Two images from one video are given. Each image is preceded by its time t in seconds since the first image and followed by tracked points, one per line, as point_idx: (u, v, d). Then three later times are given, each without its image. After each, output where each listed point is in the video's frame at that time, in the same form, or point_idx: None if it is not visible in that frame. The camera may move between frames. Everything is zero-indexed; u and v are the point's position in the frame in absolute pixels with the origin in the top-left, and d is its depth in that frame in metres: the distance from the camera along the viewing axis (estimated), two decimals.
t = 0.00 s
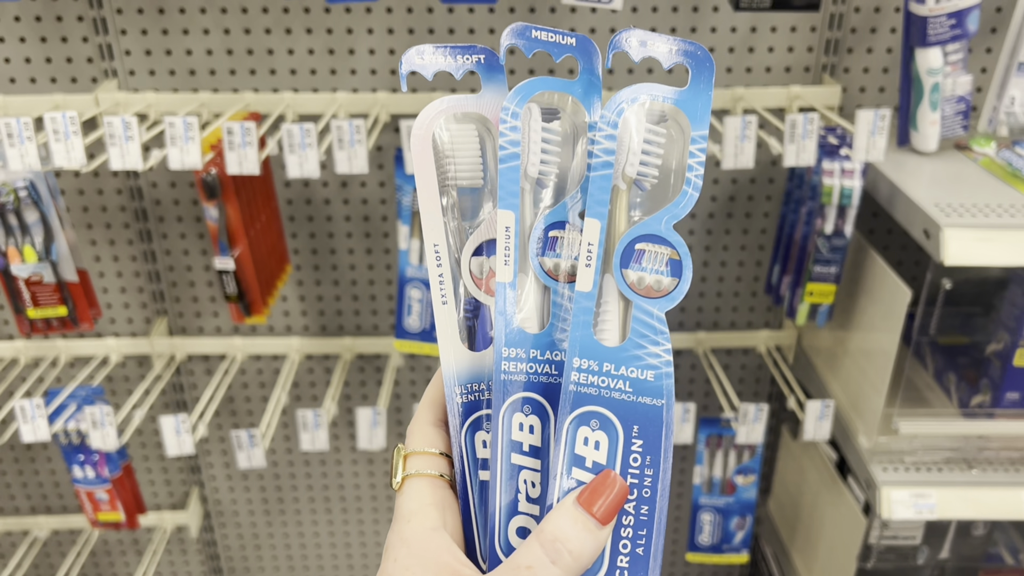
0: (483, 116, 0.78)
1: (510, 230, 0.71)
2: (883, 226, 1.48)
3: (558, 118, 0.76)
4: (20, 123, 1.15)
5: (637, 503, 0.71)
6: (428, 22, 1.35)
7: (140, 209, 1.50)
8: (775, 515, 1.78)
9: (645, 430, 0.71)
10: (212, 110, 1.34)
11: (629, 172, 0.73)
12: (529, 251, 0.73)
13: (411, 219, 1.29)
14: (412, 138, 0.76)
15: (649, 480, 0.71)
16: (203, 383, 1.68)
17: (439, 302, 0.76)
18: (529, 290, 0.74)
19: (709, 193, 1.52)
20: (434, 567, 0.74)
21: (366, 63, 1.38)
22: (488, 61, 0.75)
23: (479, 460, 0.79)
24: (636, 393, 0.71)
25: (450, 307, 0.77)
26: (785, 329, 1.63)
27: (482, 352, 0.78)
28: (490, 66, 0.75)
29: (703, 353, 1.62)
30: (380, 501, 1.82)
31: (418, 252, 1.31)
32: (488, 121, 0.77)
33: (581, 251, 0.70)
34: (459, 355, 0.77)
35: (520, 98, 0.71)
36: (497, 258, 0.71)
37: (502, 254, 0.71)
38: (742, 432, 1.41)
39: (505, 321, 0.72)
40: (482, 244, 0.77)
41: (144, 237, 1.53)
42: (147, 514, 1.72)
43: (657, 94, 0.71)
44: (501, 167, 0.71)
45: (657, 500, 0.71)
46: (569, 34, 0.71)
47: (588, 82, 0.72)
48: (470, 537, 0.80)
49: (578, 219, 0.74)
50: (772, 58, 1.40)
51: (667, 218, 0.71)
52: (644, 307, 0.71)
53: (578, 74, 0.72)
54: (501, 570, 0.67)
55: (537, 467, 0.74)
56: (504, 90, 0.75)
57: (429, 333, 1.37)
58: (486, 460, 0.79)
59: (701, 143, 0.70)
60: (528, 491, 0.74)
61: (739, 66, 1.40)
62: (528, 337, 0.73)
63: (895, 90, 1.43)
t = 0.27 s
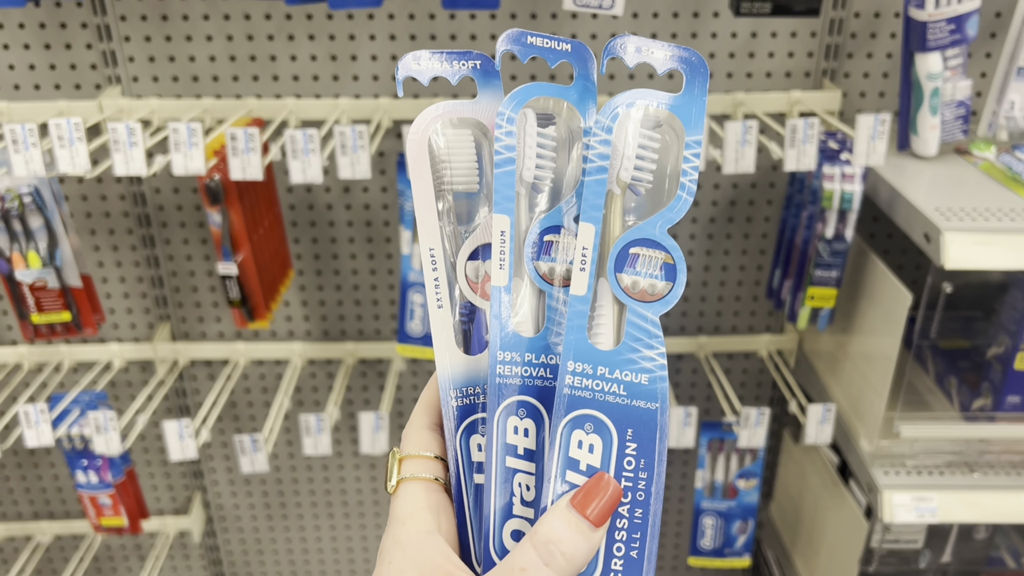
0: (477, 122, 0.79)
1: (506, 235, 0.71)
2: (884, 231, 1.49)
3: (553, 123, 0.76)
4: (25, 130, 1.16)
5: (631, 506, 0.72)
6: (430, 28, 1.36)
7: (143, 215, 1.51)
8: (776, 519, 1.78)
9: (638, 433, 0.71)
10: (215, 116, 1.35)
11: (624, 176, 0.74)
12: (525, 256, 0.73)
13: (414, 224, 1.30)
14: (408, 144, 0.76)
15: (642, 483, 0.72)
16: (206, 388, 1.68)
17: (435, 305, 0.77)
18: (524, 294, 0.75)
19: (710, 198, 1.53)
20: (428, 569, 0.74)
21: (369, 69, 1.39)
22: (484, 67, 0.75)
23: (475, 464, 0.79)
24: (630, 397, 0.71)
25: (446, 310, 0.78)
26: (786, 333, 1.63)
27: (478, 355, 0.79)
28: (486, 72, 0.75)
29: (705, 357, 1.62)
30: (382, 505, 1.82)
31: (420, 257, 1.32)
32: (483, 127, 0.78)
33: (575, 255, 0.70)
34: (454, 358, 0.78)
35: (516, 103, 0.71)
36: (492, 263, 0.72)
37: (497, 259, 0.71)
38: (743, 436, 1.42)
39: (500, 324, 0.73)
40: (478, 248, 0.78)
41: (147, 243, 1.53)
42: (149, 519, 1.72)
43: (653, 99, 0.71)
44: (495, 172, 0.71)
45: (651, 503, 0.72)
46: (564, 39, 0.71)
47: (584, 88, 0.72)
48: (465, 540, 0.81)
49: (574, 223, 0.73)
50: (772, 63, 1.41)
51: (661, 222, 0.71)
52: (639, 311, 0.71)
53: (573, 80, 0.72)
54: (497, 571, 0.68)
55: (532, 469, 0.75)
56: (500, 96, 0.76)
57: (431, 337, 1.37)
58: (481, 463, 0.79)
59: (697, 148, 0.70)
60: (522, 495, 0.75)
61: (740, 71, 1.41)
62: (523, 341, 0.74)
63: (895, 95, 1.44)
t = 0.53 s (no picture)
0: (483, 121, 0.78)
1: (509, 231, 0.72)
2: (885, 234, 1.49)
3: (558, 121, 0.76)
4: (32, 136, 1.17)
5: (632, 501, 0.72)
6: (433, 34, 1.37)
7: (148, 220, 1.52)
8: (779, 522, 1.79)
9: (640, 428, 0.72)
10: (220, 122, 1.36)
11: (627, 173, 0.75)
12: (528, 252, 0.75)
13: (417, 229, 1.31)
14: (411, 143, 0.77)
15: (644, 479, 0.72)
16: (210, 393, 1.69)
17: (439, 301, 0.78)
18: (529, 293, 0.76)
19: (712, 202, 1.54)
20: (429, 563, 0.75)
21: (372, 75, 1.40)
22: (489, 65, 0.76)
23: (478, 459, 0.80)
24: (632, 393, 0.72)
25: (450, 306, 0.78)
26: (788, 336, 1.64)
27: (481, 351, 0.80)
28: (491, 70, 0.76)
29: (707, 361, 1.63)
30: (386, 509, 1.83)
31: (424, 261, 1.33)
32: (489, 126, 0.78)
33: (578, 251, 0.72)
34: (458, 355, 0.79)
35: (520, 101, 0.72)
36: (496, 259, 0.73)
37: (500, 255, 0.72)
38: (746, 438, 1.44)
39: (504, 318, 0.73)
40: (482, 244, 0.79)
41: (152, 248, 1.54)
42: (154, 524, 1.72)
43: (658, 96, 0.72)
44: (500, 169, 0.72)
45: (652, 499, 0.72)
46: (569, 37, 0.72)
47: (588, 86, 0.73)
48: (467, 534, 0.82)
49: (577, 220, 0.75)
50: (773, 68, 1.41)
51: (664, 219, 0.71)
52: (641, 307, 0.72)
53: (578, 78, 0.73)
54: (498, 565, 0.69)
55: (534, 464, 0.76)
56: (504, 94, 0.77)
57: (434, 341, 1.38)
58: (484, 458, 0.80)
59: (700, 145, 0.72)
60: (525, 489, 0.75)
61: (741, 76, 1.42)
62: (526, 336, 0.74)
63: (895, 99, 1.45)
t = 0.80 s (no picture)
0: (479, 120, 0.80)
1: (504, 228, 0.73)
2: (885, 236, 1.50)
3: (553, 119, 0.77)
4: (38, 141, 1.18)
5: (629, 496, 0.73)
6: (435, 38, 1.37)
7: (151, 225, 1.52)
8: (781, 524, 1.79)
9: (636, 422, 0.73)
10: (224, 127, 1.36)
11: (622, 170, 0.76)
12: (524, 249, 0.76)
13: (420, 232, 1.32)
14: (409, 144, 0.78)
15: (640, 473, 0.73)
16: (213, 397, 1.70)
17: (435, 298, 0.79)
18: (525, 289, 0.77)
19: (712, 205, 1.54)
20: (428, 560, 0.76)
21: (375, 80, 1.41)
22: (484, 64, 0.76)
23: (475, 455, 0.81)
24: (628, 387, 0.73)
25: (446, 303, 0.79)
26: (789, 339, 1.64)
27: (477, 348, 0.80)
28: (486, 69, 0.77)
29: (708, 364, 1.63)
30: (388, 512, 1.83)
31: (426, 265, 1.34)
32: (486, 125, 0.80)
33: (573, 247, 0.72)
34: (454, 351, 0.80)
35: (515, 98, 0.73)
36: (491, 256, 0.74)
37: (496, 251, 0.73)
38: (748, 440, 1.44)
39: (500, 313, 0.74)
40: (479, 241, 0.80)
41: (156, 252, 1.55)
42: (158, 527, 1.73)
43: (653, 93, 0.73)
44: (496, 166, 0.73)
45: (648, 493, 0.73)
46: (564, 36, 0.72)
47: (581, 84, 0.73)
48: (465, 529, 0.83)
49: (573, 216, 0.76)
50: (773, 71, 1.42)
51: (659, 214, 0.72)
52: (636, 302, 0.73)
53: (572, 76, 0.73)
54: (494, 561, 0.69)
55: (531, 459, 0.76)
56: (499, 92, 0.78)
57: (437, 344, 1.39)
58: (481, 454, 0.81)
59: (694, 140, 0.72)
60: (522, 485, 0.76)
61: (741, 80, 1.42)
62: (521, 332, 0.75)
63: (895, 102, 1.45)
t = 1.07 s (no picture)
0: (485, 127, 0.80)
1: (510, 234, 0.73)
2: (886, 238, 1.50)
3: (557, 126, 0.78)
4: (42, 144, 1.19)
5: (635, 500, 0.74)
6: (437, 41, 1.38)
7: (155, 227, 1.53)
8: (783, 526, 1.79)
9: (641, 428, 0.73)
10: (227, 130, 1.37)
11: (626, 175, 0.77)
12: (529, 255, 0.76)
13: (422, 234, 1.32)
14: (415, 149, 0.79)
15: (646, 478, 0.73)
16: (216, 399, 1.70)
17: (441, 304, 0.80)
18: (530, 294, 0.77)
19: (713, 207, 1.55)
20: (434, 564, 0.76)
21: (377, 82, 1.41)
22: (489, 72, 0.77)
23: (481, 461, 0.81)
24: (634, 393, 0.73)
25: (452, 309, 0.80)
26: (790, 340, 1.65)
27: (483, 354, 0.80)
28: (491, 76, 0.77)
29: (710, 365, 1.64)
30: (391, 514, 1.83)
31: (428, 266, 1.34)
32: (491, 132, 0.80)
33: (579, 253, 0.73)
34: (460, 357, 0.80)
35: (520, 105, 0.74)
36: (497, 262, 0.74)
37: (501, 257, 0.73)
38: (749, 441, 1.44)
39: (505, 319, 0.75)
40: (484, 247, 0.80)
41: (159, 254, 1.55)
42: (161, 528, 1.73)
43: (657, 101, 0.73)
44: (501, 172, 0.73)
45: (654, 498, 0.74)
46: (567, 44, 0.74)
47: (586, 91, 0.73)
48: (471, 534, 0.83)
49: (578, 222, 0.76)
50: (774, 73, 1.43)
51: (664, 220, 0.73)
52: (641, 307, 0.73)
53: (577, 83, 0.73)
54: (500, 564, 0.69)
55: (537, 465, 0.77)
56: (504, 99, 0.78)
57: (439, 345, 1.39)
58: (487, 459, 0.81)
59: (699, 147, 0.72)
60: (528, 490, 0.76)
61: (742, 81, 1.43)
62: (526, 337, 0.75)
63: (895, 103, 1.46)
